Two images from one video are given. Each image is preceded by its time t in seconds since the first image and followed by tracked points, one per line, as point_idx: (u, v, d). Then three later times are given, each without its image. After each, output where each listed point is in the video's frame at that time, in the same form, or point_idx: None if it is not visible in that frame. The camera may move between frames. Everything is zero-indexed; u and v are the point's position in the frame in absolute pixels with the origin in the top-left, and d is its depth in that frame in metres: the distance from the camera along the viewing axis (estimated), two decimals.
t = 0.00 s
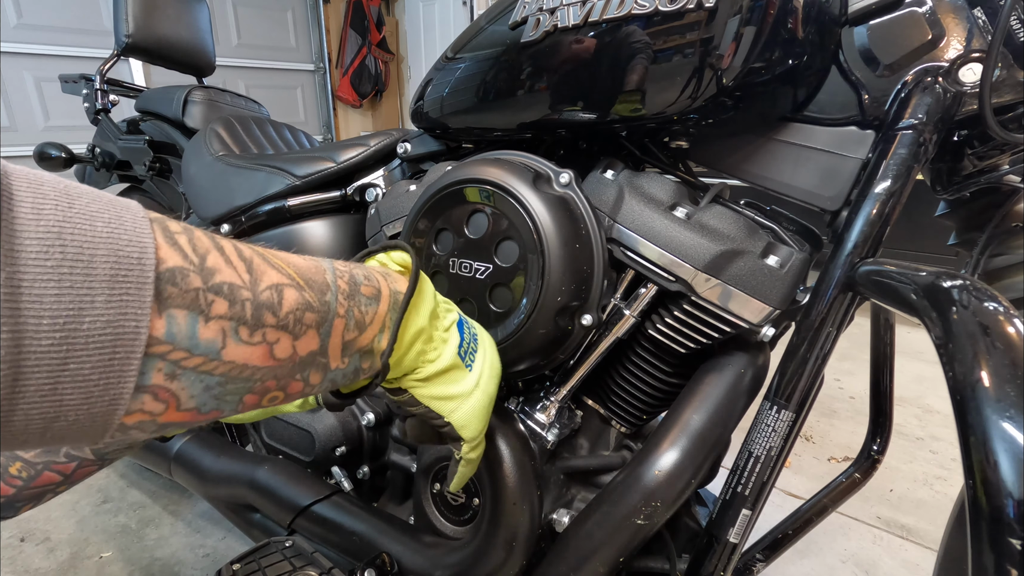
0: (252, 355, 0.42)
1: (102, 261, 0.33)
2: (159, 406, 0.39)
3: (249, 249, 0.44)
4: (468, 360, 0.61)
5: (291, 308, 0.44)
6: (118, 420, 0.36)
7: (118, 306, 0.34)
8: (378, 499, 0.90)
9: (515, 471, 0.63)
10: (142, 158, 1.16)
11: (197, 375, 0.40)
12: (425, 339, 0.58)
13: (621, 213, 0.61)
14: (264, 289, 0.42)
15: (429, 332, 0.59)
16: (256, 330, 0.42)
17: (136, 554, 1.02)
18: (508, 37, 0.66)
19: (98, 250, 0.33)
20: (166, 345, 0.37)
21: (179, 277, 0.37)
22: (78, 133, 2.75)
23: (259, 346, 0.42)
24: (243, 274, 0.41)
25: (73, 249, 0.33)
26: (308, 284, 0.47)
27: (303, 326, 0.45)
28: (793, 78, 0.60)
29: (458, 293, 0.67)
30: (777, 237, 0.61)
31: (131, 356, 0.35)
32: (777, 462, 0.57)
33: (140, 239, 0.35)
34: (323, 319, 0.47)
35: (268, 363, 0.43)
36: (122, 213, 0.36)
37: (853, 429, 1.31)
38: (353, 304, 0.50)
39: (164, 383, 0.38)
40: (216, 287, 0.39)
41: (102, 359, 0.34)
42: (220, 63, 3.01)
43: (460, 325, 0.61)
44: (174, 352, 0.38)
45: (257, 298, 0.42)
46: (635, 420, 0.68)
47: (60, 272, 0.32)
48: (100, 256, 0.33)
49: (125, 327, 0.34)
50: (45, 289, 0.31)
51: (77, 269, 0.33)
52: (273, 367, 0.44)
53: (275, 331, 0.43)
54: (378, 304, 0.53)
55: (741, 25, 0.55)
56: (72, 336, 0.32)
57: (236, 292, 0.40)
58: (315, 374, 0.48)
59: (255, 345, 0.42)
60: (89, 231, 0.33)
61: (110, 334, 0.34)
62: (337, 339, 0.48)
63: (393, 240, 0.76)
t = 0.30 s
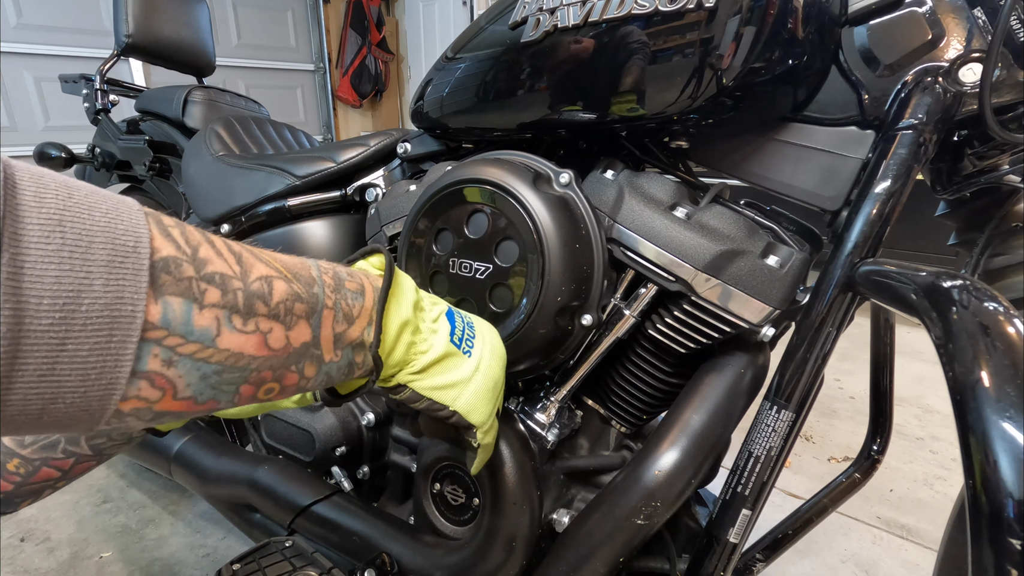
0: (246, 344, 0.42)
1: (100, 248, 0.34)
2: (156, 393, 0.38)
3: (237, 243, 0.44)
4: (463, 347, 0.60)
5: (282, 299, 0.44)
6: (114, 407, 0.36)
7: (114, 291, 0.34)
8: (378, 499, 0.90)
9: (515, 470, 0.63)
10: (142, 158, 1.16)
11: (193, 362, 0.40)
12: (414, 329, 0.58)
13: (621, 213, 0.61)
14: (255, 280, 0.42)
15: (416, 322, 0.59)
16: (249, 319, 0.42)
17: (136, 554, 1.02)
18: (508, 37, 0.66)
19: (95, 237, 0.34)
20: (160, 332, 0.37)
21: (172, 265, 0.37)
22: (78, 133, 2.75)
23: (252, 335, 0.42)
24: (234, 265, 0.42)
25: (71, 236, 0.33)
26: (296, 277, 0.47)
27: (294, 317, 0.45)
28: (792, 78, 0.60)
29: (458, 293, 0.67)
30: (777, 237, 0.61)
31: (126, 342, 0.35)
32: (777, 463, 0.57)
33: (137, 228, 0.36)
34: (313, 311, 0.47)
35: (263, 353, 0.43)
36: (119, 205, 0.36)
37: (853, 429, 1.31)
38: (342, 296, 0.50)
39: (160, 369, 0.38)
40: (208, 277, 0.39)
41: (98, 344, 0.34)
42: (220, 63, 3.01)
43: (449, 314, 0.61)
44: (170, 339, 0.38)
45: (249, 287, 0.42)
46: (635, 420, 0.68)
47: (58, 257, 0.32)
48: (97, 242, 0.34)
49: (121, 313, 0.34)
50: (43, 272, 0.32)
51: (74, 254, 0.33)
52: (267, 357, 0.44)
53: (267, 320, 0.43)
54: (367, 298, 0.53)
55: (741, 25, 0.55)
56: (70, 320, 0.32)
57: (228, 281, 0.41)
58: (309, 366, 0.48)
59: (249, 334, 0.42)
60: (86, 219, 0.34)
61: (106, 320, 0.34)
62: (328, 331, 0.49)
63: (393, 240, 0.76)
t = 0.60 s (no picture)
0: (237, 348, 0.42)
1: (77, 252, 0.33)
2: (140, 400, 0.38)
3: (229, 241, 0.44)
4: (458, 346, 0.61)
5: (273, 299, 0.44)
6: (98, 413, 0.36)
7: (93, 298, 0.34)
8: (378, 499, 0.90)
9: (515, 470, 0.63)
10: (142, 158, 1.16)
11: (179, 367, 0.39)
12: (414, 324, 0.59)
13: (621, 213, 0.61)
14: (245, 280, 0.42)
15: (417, 318, 0.59)
16: (236, 322, 0.42)
17: (136, 554, 1.02)
18: (508, 37, 0.66)
19: (74, 240, 0.33)
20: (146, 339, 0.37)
21: (153, 270, 0.37)
22: (78, 133, 2.75)
23: (243, 338, 0.42)
24: (222, 266, 0.41)
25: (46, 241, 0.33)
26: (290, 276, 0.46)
27: (286, 317, 0.45)
28: (793, 78, 0.60)
29: (458, 293, 0.67)
30: (777, 237, 0.62)
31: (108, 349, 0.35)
32: (777, 463, 0.57)
33: (117, 231, 0.35)
34: (305, 309, 0.47)
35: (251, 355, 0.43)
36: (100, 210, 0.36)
37: (853, 429, 1.31)
38: (336, 293, 0.50)
39: (145, 375, 0.38)
40: (194, 279, 0.39)
41: (79, 351, 0.33)
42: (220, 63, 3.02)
43: (446, 311, 0.62)
44: (154, 345, 0.38)
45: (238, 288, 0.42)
46: (635, 419, 0.68)
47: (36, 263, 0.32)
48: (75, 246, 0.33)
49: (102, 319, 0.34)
50: (20, 279, 0.31)
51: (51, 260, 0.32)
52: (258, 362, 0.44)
53: (257, 323, 0.43)
54: (362, 296, 0.53)
55: (741, 25, 0.55)
56: (47, 327, 0.32)
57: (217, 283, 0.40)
58: (302, 365, 0.48)
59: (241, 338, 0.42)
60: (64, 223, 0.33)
61: (87, 327, 0.34)
62: (321, 330, 0.48)
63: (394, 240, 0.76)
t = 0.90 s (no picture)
0: None
1: None
2: None
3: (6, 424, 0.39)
4: (236, 439, 0.50)
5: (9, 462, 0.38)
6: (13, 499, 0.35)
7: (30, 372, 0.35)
8: (378, 499, 0.90)
9: (515, 469, 0.63)
10: (142, 158, 1.16)
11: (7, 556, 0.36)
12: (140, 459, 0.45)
13: (621, 213, 0.61)
14: None
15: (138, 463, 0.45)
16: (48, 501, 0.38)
17: (136, 554, 1.02)
18: (508, 38, 0.66)
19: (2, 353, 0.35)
20: None
21: None
22: (78, 134, 2.75)
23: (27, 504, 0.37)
24: None
25: None
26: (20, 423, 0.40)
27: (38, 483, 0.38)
28: (793, 78, 0.60)
29: (457, 293, 0.67)
30: (777, 237, 0.61)
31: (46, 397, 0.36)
32: (777, 462, 0.57)
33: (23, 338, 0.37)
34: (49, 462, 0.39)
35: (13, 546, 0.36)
36: None
37: (853, 429, 1.31)
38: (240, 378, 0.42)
39: None
40: None
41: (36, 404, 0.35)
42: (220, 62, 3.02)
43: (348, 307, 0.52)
44: None
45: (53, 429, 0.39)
46: (634, 420, 0.68)
47: None
48: None
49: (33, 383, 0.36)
50: None
51: None
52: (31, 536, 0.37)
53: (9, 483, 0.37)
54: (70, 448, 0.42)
55: (741, 25, 0.55)
56: None
57: None
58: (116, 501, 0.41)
59: None
60: None
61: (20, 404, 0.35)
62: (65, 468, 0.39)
63: (393, 240, 0.76)
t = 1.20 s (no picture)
0: (249, 496, 0.40)
1: (80, 513, 0.33)
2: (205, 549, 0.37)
3: (243, 374, 0.42)
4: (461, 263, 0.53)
5: (277, 406, 0.41)
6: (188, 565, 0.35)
7: (136, 517, 0.34)
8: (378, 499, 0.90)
9: (515, 469, 0.62)
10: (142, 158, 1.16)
11: (218, 523, 0.38)
12: (401, 280, 0.49)
13: (621, 213, 0.61)
14: (210, 426, 0.39)
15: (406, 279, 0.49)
16: (243, 495, 0.39)
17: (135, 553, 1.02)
18: (508, 37, 0.66)
19: (81, 497, 0.34)
20: (198, 513, 0.37)
21: (165, 439, 0.38)
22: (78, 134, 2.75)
23: (204, 520, 0.37)
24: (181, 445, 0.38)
25: (42, 513, 0.33)
26: (263, 364, 0.43)
27: (301, 423, 0.42)
28: (793, 78, 0.60)
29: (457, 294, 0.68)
30: (777, 237, 0.62)
31: (166, 538, 0.35)
32: (777, 462, 0.57)
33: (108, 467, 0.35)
34: (292, 397, 0.42)
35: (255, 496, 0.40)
36: (71, 468, 0.35)
37: (853, 429, 1.31)
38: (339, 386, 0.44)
39: (193, 536, 0.36)
40: (165, 482, 0.36)
41: (148, 561, 0.34)
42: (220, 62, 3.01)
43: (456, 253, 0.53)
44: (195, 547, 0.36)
45: (201, 439, 0.38)
46: (635, 420, 0.68)
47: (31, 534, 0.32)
48: (81, 504, 0.33)
49: (144, 521, 0.34)
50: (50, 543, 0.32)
51: (46, 530, 0.32)
52: (302, 459, 0.43)
53: (273, 423, 0.41)
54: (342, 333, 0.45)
55: (742, 25, 0.55)
56: (82, 547, 0.32)
57: (228, 427, 0.39)
58: (341, 411, 0.45)
59: (253, 478, 0.40)
60: (42, 498, 0.33)
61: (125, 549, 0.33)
62: (319, 387, 0.43)
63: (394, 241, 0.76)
